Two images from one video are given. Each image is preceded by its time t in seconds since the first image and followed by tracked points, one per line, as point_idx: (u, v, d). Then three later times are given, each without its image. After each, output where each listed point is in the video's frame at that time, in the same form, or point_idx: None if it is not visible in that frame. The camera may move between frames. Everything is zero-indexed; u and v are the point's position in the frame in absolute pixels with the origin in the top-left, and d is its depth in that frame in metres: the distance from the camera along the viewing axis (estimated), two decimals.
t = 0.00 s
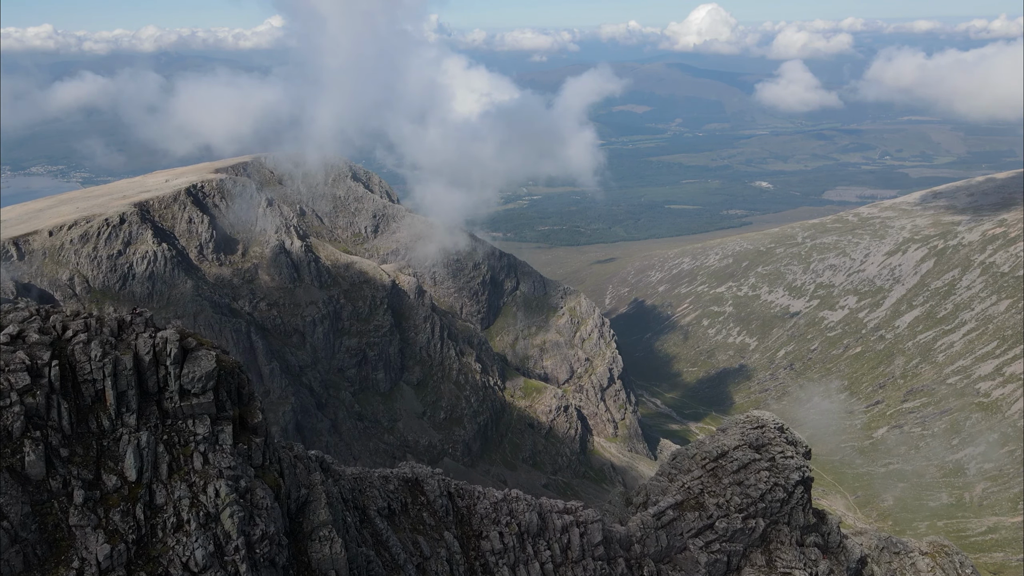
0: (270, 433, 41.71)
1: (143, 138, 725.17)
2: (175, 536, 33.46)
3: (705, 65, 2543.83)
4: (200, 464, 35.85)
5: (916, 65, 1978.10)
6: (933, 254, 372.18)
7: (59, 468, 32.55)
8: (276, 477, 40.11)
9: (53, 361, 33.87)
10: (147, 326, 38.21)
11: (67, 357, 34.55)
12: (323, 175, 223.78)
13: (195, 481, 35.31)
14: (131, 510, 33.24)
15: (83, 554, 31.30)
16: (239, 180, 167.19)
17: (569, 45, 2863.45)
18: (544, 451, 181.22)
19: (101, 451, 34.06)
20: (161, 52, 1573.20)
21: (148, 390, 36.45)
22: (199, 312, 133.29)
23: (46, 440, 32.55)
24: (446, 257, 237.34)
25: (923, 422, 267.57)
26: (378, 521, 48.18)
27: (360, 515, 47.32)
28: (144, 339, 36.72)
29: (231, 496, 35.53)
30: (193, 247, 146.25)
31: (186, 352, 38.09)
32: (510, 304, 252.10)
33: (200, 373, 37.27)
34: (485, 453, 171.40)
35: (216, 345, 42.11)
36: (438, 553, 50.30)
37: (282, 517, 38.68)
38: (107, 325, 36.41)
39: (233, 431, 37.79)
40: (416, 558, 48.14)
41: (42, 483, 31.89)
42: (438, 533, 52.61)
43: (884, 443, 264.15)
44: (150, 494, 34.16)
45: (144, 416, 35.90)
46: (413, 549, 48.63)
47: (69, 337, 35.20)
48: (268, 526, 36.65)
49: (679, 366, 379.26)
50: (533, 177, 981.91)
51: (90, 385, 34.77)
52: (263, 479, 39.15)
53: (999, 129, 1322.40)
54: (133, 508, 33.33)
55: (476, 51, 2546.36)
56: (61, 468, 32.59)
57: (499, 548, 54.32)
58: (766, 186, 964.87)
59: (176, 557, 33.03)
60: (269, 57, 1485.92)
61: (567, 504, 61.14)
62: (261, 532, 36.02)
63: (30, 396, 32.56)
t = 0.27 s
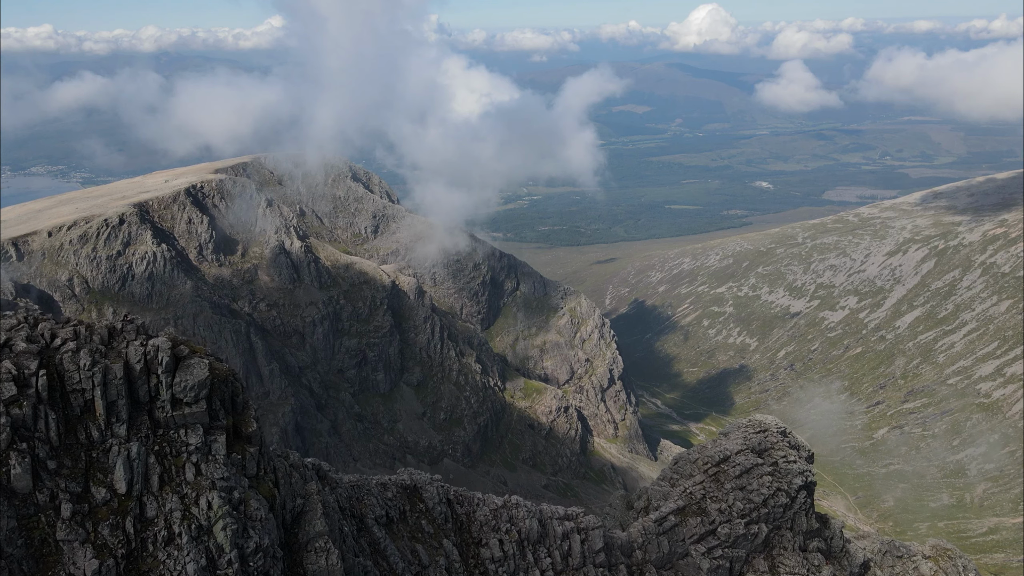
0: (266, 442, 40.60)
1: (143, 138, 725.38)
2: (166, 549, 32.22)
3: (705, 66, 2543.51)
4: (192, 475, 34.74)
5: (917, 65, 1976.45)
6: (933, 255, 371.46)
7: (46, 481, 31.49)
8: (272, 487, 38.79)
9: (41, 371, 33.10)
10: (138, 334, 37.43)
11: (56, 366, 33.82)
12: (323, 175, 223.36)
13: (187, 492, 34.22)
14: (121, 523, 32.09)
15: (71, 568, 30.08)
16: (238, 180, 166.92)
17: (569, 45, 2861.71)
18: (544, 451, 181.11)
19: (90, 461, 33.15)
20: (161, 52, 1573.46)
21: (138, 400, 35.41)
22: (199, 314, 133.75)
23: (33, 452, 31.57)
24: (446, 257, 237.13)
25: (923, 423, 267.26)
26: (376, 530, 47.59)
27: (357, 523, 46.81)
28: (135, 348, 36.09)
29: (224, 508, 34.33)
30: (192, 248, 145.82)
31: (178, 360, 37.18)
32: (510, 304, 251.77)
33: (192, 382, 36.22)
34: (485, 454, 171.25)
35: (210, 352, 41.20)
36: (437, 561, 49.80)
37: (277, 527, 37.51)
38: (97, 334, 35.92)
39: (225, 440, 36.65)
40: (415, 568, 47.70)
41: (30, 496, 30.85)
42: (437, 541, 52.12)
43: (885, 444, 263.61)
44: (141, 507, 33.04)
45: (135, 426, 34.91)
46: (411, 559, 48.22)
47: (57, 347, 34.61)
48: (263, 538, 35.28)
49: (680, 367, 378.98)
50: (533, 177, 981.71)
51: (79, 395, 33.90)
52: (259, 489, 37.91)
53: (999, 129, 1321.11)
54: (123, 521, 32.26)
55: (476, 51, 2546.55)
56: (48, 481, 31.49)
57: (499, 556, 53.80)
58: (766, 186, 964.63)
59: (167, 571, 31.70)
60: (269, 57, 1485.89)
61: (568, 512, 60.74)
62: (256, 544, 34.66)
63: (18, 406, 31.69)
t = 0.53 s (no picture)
0: (260, 451, 39.99)
1: (143, 138, 725.46)
2: (156, 563, 31.95)
3: (706, 66, 2543.12)
4: (184, 487, 34.25)
5: (917, 65, 1975.81)
6: (934, 255, 370.92)
7: (33, 494, 31.03)
8: (266, 498, 38.22)
9: (27, 381, 32.30)
10: (128, 342, 36.49)
11: (43, 375, 32.90)
12: (323, 176, 223.12)
13: (179, 504, 33.75)
14: (109, 537, 31.69)
15: None
16: (238, 181, 166.50)
17: (569, 45, 2862.04)
18: (544, 452, 180.96)
19: (79, 474, 32.56)
20: (161, 52, 1573.58)
21: (129, 409, 34.74)
22: (198, 314, 133.37)
23: (19, 464, 31.03)
24: (446, 258, 236.72)
25: (924, 423, 267.13)
26: (374, 538, 47.40)
27: (354, 532, 46.49)
28: (125, 356, 35.08)
29: (217, 521, 33.85)
30: (192, 249, 145.52)
31: (170, 368, 36.40)
32: (510, 305, 251.44)
33: (184, 392, 35.54)
34: (485, 455, 171.02)
35: (202, 359, 40.28)
36: (435, 570, 49.57)
37: (272, 539, 37.04)
38: (86, 342, 34.83)
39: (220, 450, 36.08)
40: None
41: (16, 510, 30.38)
42: (436, 549, 51.87)
43: (886, 444, 263.25)
44: (130, 521, 32.57)
45: (125, 436, 34.20)
46: (409, 567, 47.90)
47: (45, 355, 33.64)
48: (256, 550, 34.82)
49: (680, 367, 378.68)
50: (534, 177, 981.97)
51: (67, 405, 33.08)
52: (251, 500, 37.37)
53: (1000, 129, 1320.49)
54: (112, 535, 31.80)
55: (476, 51, 2546.79)
56: (34, 495, 31.02)
57: (499, 564, 53.35)
58: (766, 187, 964.43)
59: None
60: (269, 57, 1486.31)
61: (570, 518, 60.44)
62: (249, 557, 34.27)
63: (5, 418, 31.05)
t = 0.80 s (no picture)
0: (254, 461, 39.72)
1: (143, 138, 725.05)
2: None
3: (706, 66, 2542.84)
4: (176, 499, 33.99)
5: (917, 65, 1975.37)
6: (934, 255, 370.45)
7: (18, 508, 30.87)
8: (259, 510, 37.97)
9: (15, 392, 32.19)
10: (118, 350, 36.39)
11: (29, 387, 32.80)
12: (322, 176, 222.91)
13: (170, 517, 33.48)
14: (98, 552, 31.55)
15: None
16: (238, 181, 166.09)
17: (569, 45, 2861.95)
18: (544, 454, 180.82)
19: (66, 487, 32.41)
20: (161, 52, 1573.32)
21: (118, 420, 34.52)
22: (197, 315, 132.86)
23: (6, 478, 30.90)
24: (446, 258, 236.32)
25: (924, 424, 266.93)
26: (371, 547, 47.19)
27: (351, 542, 46.31)
28: (115, 365, 35.00)
29: (209, 534, 33.51)
30: (191, 249, 145.27)
31: (161, 377, 36.20)
32: (510, 305, 251.17)
33: (175, 401, 35.36)
34: (485, 455, 170.85)
35: (195, 367, 40.03)
36: None
37: (266, 551, 36.75)
38: (75, 351, 34.70)
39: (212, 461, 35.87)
40: None
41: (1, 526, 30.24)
42: (435, 558, 51.55)
43: (886, 445, 262.97)
44: (119, 535, 32.39)
45: (115, 447, 34.06)
46: None
47: (32, 365, 33.54)
48: (250, 564, 34.57)
49: (680, 368, 378.54)
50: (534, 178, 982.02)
51: (55, 416, 32.93)
52: (246, 511, 37.18)
53: (1000, 129, 1320.44)
54: (101, 550, 31.66)
55: (476, 51, 2546.03)
56: (20, 509, 30.88)
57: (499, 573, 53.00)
58: (766, 187, 964.55)
59: None
60: (269, 57, 1486.21)
61: (570, 524, 60.21)
62: (242, 570, 33.97)
63: None
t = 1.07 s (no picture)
0: (248, 472, 39.36)
1: (143, 138, 725.01)
2: None
3: (706, 66, 2541.99)
4: (166, 513, 33.84)
5: (917, 65, 1974.85)
6: (935, 256, 369.68)
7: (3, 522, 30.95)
8: (254, 522, 37.46)
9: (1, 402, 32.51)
10: (108, 358, 36.64)
11: (15, 396, 33.05)
12: (322, 177, 222.65)
13: (161, 531, 33.35)
14: (85, 568, 31.49)
15: None
16: (238, 181, 165.88)
17: (569, 45, 2861.43)
18: (544, 455, 180.82)
19: (53, 501, 32.39)
20: (162, 53, 1574.73)
21: (107, 431, 34.59)
22: (197, 315, 132.30)
23: None
24: (446, 258, 236.04)
25: (925, 424, 266.56)
26: (369, 558, 46.78)
27: (349, 552, 45.92)
28: (104, 375, 35.13)
29: (202, 550, 33.33)
30: (191, 250, 145.05)
31: (153, 387, 36.40)
32: (511, 306, 250.91)
33: (166, 412, 35.38)
34: (485, 456, 170.86)
35: (187, 376, 40.04)
36: None
37: (261, 563, 36.33)
38: (62, 360, 34.96)
39: (204, 472, 35.77)
40: None
41: None
42: (433, 566, 51.33)
43: (887, 445, 262.77)
44: (107, 550, 32.36)
45: (103, 459, 34.14)
46: None
47: (19, 373, 33.87)
48: None
49: (680, 368, 378.44)
50: (534, 178, 981.83)
51: (41, 428, 33.10)
52: (240, 525, 36.58)
53: (1000, 130, 1319.59)
54: (88, 566, 31.58)
55: (476, 51, 2545.82)
56: (6, 521, 30.97)
57: None
58: (766, 187, 964.41)
59: None
60: (269, 57, 1486.64)
61: (571, 530, 59.96)
62: None
63: None
